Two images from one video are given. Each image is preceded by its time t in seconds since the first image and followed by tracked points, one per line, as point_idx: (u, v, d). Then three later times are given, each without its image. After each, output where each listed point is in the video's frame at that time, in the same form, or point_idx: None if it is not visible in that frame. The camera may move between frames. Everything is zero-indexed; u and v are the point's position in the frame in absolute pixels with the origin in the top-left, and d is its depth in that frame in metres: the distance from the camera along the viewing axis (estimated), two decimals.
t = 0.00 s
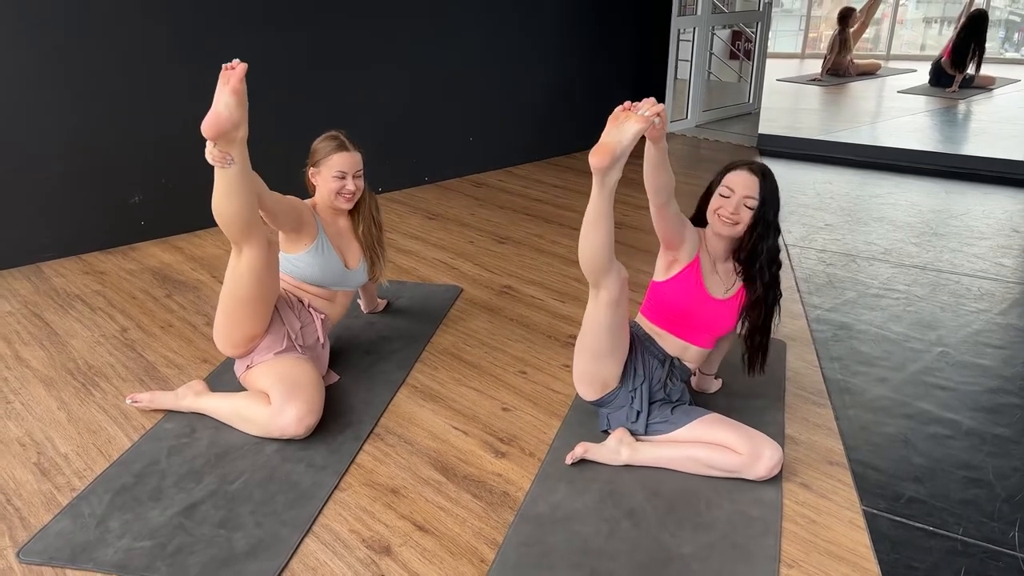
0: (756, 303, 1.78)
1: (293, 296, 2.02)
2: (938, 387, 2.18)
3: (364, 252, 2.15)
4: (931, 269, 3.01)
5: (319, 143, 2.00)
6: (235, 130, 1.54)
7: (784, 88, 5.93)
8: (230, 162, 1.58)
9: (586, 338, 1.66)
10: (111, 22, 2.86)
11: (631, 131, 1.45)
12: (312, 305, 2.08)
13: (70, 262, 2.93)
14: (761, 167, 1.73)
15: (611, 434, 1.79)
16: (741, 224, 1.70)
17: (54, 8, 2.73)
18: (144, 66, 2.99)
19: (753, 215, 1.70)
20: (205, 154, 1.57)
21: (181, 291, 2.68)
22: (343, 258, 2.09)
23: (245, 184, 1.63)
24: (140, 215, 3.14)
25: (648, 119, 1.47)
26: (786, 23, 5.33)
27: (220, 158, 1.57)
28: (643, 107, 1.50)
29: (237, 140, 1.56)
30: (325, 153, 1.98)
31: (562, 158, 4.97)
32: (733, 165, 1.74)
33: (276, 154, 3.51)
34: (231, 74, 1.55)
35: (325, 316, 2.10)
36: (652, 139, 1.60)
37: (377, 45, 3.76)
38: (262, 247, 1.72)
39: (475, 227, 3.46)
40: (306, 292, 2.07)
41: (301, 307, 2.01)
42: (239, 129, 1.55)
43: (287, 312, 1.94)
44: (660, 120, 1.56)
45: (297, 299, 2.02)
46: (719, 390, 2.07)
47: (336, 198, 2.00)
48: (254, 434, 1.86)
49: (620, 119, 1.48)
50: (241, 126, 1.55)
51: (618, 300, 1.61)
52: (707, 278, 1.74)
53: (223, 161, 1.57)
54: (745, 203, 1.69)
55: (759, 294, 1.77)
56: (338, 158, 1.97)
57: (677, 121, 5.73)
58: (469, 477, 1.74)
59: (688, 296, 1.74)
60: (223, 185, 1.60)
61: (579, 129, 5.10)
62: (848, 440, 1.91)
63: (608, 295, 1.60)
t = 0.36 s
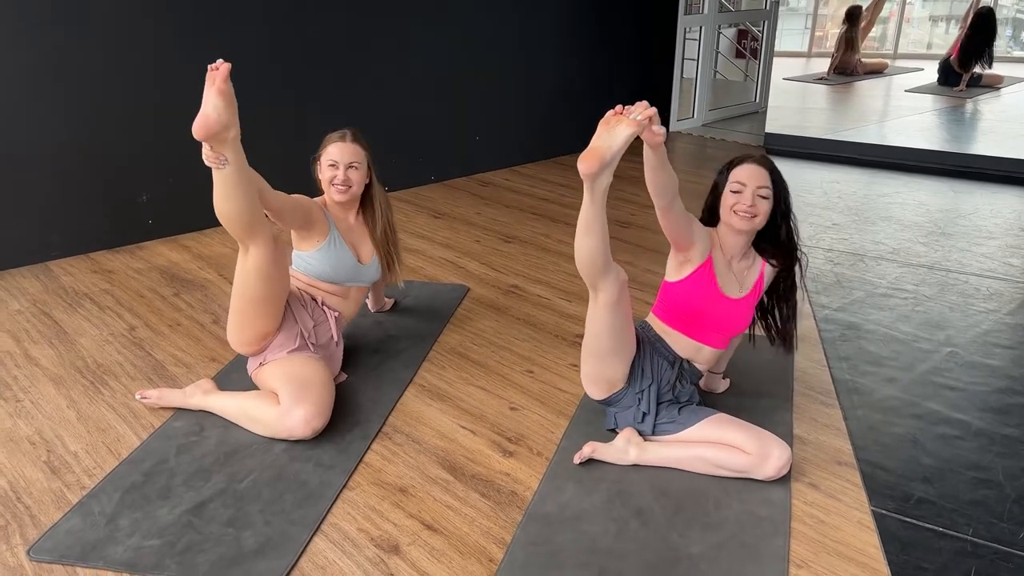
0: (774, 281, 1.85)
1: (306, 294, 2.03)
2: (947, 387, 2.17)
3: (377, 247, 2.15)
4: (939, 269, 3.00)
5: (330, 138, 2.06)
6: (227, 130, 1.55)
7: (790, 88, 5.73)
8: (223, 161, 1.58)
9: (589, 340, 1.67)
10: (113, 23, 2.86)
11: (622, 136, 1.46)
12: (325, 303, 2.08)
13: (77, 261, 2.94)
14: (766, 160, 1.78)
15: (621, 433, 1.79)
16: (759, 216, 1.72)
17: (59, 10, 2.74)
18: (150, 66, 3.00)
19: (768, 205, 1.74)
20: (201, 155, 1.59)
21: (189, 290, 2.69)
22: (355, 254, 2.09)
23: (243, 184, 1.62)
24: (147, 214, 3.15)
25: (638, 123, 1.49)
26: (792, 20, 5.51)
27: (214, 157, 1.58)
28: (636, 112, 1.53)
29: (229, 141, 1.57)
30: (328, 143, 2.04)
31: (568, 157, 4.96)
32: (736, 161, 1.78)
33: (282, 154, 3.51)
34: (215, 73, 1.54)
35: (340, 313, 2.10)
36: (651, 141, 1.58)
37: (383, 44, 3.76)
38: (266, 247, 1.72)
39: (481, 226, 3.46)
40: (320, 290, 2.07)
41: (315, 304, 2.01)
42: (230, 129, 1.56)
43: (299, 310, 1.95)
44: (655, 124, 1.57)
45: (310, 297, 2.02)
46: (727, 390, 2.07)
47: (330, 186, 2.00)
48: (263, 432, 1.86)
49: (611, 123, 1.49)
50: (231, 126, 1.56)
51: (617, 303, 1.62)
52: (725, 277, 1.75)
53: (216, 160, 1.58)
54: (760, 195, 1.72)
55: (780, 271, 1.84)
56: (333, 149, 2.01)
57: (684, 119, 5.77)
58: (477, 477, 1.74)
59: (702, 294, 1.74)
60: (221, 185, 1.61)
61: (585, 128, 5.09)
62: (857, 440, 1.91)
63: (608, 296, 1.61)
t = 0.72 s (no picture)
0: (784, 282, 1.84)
1: (306, 292, 2.03)
2: (954, 386, 2.16)
3: (377, 246, 2.15)
4: (946, 268, 2.99)
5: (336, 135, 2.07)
6: (228, 121, 1.56)
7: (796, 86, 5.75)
8: (225, 153, 1.59)
9: (597, 338, 1.66)
10: (114, 22, 2.86)
11: (629, 140, 1.46)
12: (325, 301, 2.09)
13: (83, 259, 2.95)
14: (763, 158, 1.77)
15: (625, 431, 1.79)
16: (762, 216, 1.71)
17: (62, 9, 2.73)
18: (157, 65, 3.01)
19: (770, 204, 1.73)
20: (202, 146, 1.59)
21: (195, 287, 2.69)
22: (355, 251, 2.09)
23: (246, 178, 1.63)
24: (153, 212, 3.16)
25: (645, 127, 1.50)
26: (799, 19, 5.38)
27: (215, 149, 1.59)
28: (643, 114, 1.53)
29: (230, 132, 1.57)
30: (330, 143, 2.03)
31: (573, 156, 4.96)
32: (735, 162, 1.78)
33: (286, 153, 3.51)
34: (219, 63, 1.56)
35: (338, 311, 2.10)
36: (660, 146, 1.58)
37: (389, 43, 3.77)
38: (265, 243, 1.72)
39: (487, 224, 3.46)
40: (320, 289, 2.07)
41: (314, 303, 2.01)
42: (232, 120, 1.56)
43: (300, 309, 1.95)
44: (661, 127, 1.57)
45: (310, 296, 2.03)
46: (733, 388, 2.06)
47: (335, 184, 2.00)
48: (268, 429, 1.86)
49: (617, 127, 1.50)
50: (233, 117, 1.56)
51: (625, 303, 1.61)
52: (733, 279, 1.74)
53: (218, 152, 1.59)
54: (760, 195, 1.72)
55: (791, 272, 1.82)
56: (338, 147, 2.00)
57: (690, 118, 5.77)
58: (483, 474, 1.74)
59: (711, 295, 1.73)
60: (222, 178, 1.61)
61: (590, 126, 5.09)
62: (864, 439, 1.90)
63: (615, 295, 1.60)
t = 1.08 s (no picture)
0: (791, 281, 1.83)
1: (310, 291, 2.03)
2: (960, 386, 2.15)
3: (380, 246, 2.16)
4: (953, 267, 2.98)
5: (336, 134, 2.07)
6: (233, 122, 1.56)
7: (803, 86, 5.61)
8: (229, 156, 1.59)
9: (598, 339, 1.66)
10: (113, 22, 2.85)
11: (625, 141, 1.45)
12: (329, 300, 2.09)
13: (90, 257, 2.96)
14: (777, 158, 1.76)
15: (630, 431, 1.79)
16: (772, 217, 1.70)
17: (68, 10, 2.75)
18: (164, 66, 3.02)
19: (781, 206, 1.72)
20: (206, 148, 1.59)
21: (201, 286, 2.70)
22: (357, 251, 2.09)
23: (250, 180, 1.64)
24: (159, 210, 3.17)
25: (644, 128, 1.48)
26: (805, 18, 5.40)
27: (219, 152, 1.59)
28: (642, 116, 1.51)
29: (235, 133, 1.57)
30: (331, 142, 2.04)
31: (578, 155, 4.95)
32: (751, 160, 1.76)
33: (290, 152, 3.51)
34: (224, 66, 1.56)
35: (342, 310, 2.11)
36: (660, 146, 1.57)
37: (394, 42, 3.77)
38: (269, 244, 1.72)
39: (492, 223, 3.46)
40: (324, 288, 2.08)
41: (319, 302, 2.02)
42: (236, 121, 1.56)
43: (304, 308, 1.96)
44: (660, 127, 1.55)
45: (314, 295, 2.03)
46: (739, 388, 2.06)
47: (338, 180, 2.00)
48: (273, 428, 1.87)
49: (615, 127, 1.49)
50: (237, 118, 1.56)
51: (624, 304, 1.61)
52: (739, 279, 1.73)
53: (222, 155, 1.59)
54: (772, 196, 1.70)
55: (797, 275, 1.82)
56: (341, 145, 2.00)
57: (696, 117, 5.78)
58: (488, 473, 1.74)
59: (717, 294, 1.73)
60: (224, 181, 1.61)
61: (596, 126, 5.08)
62: (870, 438, 1.90)
63: (612, 298, 1.60)
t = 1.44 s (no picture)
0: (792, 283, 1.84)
1: (314, 291, 2.03)
2: (965, 387, 2.15)
3: (384, 245, 2.16)
4: (958, 268, 2.97)
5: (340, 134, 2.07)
6: (233, 128, 1.56)
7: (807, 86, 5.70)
8: (229, 161, 1.59)
9: (599, 343, 1.67)
10: (114, 23, 2.84)
11: (622, 150, 1.44)
12: (333, 299, 2.10)
13: (95, 257, 2.97)
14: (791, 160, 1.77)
15: (635, 431, 1.79)
16: (787, 220, 1.72)
17: (73, 10, 2.75)
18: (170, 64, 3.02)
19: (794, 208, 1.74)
20: (208, 154, 1.59)
21: (206, 286, 2.70)
22: (361, 250, 2.10)
23: (252, 184, 1.64)
24: (164, 210, 3.17)
25: (642, 138, 1.47)
26: (810, 18, 5.36)
27: (220, 157, 1.58)
28: (638, 126, 1.50)
29: (236, 139, 1.58)
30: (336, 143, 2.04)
31: (581, 155, 4.95)
32: (769, 160, 1.76)
33: (293, 151, 3.51)
34: (222, 72, 1.56)
35: (347, 310, 2.11)
36: (658, 154, 1.53)
37: (399, 43, 3.77)
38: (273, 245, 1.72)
39: (496, 223, 3.46)
40: (328, 288, 2.08)
41: (323, 301, 2.02)
42: (237, 127, 1.57)
43: (309, 307, 1.96)
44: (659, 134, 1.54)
45: (319, 295, 2.03)
46: (743, 389, 2.06)
47: (347, 181, 2.00)
48: (278, 427, 1.87)
49: (612, 135, 1.48)
50: (238, 124, 1.57)
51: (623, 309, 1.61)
52: (743, 280, 1.74)
53: (223, 160, 1.58)
54: (790, 198, 1.71)
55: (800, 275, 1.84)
56: (347, 145, 2.00)
57: (701, 117, 5.79)
58: (492, 473, 1.74)
59: (718, 295, 1.73)
60: (227, 185, 1.62)
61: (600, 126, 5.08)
62: (874, 439, 1.90)
63: (612, 303, 1.59)
